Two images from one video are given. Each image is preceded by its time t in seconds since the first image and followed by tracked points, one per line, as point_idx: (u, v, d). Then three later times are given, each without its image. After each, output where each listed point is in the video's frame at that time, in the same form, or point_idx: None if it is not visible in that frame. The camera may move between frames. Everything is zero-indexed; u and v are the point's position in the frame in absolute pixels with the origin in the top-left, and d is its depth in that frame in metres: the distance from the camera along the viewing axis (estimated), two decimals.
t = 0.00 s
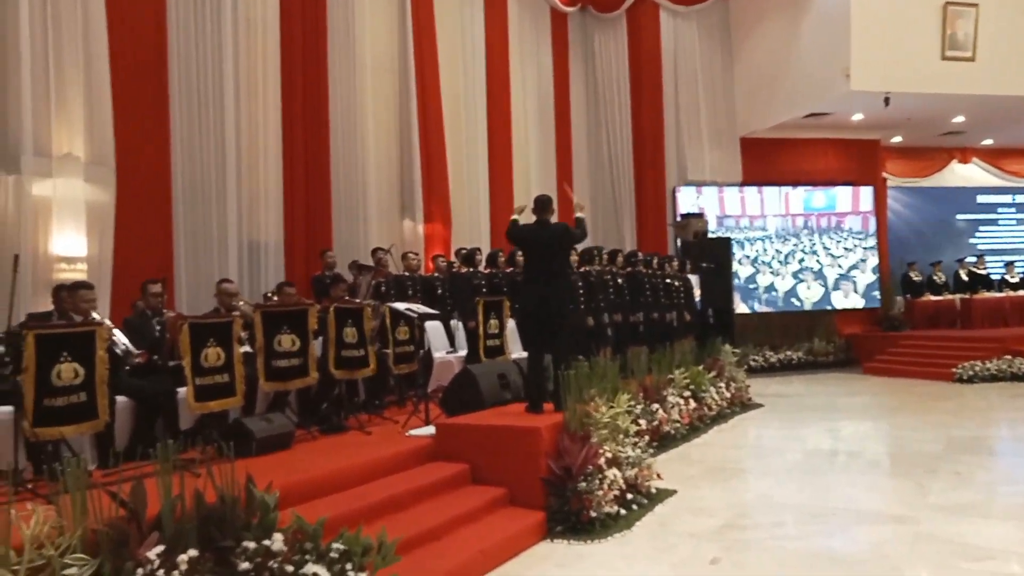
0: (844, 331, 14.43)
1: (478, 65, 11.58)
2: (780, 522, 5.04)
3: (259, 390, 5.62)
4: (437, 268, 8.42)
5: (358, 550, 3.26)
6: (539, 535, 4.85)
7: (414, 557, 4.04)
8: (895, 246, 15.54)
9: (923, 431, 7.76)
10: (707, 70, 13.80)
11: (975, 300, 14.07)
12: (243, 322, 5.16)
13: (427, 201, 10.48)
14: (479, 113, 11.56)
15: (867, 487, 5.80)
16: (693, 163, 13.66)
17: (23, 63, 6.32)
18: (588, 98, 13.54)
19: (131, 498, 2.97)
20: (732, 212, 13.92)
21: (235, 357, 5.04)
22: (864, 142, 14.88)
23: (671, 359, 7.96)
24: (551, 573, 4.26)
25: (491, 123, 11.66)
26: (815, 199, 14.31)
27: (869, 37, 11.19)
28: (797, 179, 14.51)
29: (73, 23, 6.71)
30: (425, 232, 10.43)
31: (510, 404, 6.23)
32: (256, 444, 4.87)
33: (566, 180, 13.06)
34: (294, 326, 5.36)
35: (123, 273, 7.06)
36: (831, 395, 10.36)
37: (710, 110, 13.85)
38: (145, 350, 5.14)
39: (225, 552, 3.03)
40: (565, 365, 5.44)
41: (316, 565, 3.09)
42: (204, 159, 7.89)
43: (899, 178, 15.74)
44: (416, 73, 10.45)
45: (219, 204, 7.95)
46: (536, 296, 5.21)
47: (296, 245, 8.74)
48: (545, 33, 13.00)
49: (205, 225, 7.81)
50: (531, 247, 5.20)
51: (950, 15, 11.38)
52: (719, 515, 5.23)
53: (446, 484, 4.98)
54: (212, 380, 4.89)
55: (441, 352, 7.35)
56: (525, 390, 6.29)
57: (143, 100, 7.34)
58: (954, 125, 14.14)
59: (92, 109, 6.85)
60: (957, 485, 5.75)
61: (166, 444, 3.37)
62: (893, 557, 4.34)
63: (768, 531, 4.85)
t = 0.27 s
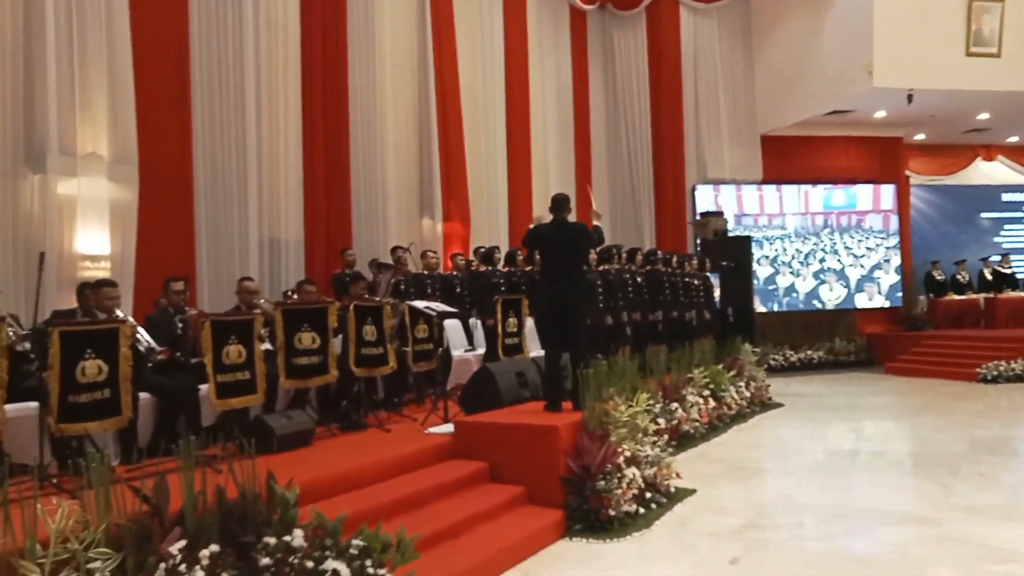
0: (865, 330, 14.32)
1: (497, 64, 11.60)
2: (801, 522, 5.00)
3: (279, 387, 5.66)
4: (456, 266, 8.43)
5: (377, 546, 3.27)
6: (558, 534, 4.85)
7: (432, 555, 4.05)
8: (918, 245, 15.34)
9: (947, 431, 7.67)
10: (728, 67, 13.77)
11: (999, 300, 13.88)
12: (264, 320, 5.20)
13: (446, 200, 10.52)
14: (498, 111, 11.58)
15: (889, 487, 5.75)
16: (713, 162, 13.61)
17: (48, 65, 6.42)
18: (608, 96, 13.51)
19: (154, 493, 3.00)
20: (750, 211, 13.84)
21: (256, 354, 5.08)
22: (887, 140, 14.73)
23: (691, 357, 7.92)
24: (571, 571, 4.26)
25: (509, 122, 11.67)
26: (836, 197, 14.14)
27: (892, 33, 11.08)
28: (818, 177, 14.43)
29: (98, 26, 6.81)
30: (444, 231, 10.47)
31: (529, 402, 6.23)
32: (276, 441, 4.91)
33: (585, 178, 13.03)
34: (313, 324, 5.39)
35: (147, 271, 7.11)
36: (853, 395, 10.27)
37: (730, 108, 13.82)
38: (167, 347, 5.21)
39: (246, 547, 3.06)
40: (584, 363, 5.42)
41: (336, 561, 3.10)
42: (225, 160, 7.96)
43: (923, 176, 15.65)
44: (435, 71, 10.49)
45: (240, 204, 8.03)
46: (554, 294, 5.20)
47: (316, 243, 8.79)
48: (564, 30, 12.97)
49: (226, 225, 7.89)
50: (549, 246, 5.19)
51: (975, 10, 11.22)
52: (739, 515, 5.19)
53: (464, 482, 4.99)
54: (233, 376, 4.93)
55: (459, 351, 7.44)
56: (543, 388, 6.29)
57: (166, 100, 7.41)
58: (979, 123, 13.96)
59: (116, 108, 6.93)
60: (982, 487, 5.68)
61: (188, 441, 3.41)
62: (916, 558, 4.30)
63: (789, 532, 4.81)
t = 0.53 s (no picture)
0: (889, 326, 14.09)
1: (518, 59, 11.58)
2: (825, 520, 4.95)
3: (301, 381, 5.71)
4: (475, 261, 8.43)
5: (399, 540, 3.28)
6: (578, 530, 4.84)
7: (453, 548, 4.06)
8: (942, 239, 15.16)
9: (973, 429, 7.56)
10: (750, 60, 13.77)
11: None
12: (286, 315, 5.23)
13: (466, 196, 10.57)
14: (519, 106, 11.57)
15: (914, 486, 5.68)
16: (735, 156, 13.60)
17: (73, 64, 6.48)
18: (628, 88, 13.34)
19: (179, 486, 3.03)
20: (769, 206, 13.80)
21: (279, 348, 5.12)
22: (912, 133, 14.53)
23: (711, 353, 7.87)
24: (591, 567, 4.25)
25: (529, 117, 11.67)
26: (857, 192, 14.00)
27: (918, 25, 10.92)
28: (841, 170, 14.31)
29: (122, 25, 6.87)
30: (464, 226, 10.53)
31: (549, 398, 6.23)
32: (299, 435, 4.95)
33: (606, 173, 13.00)
34: (335, 318, 5.41)
35: (171, 266, 7.18)
36: (877, 392, 10.15)
37: (752, 102, 13.78)
38: (192, 341, 5.26)
39: (269, 540, 3.08)
40: (603, 359, 5.39)
41: (358, 555, 3.11)
42: (247, 155, 8.02)
43: (949, 170, 15.35)
44: (455, 66, 10.50)
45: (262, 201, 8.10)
46: (573, 290, 5.18)
47: (337, 239, 8.84)
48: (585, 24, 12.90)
49: (248, 221, 7.96)
50: (568, 242, 5.17)
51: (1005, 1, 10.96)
52: (761, 513, 5.16)
53: (485, 477, 4.99)
54: (256, 371, 4.97)
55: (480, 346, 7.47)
56: (563, 383, 6.28)
57: (190, 98, 7.44)
58: (1007, 115, 13.74)
59: (139, 104, 6.99)
60: (1009, 486, 5.59)
61: (212, 434, 3.44)
62: (943, 557, 4.24)
63: (813, 530, 4.77)
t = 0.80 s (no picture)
0: (915, 328, 13.91)
1: (539, 59, 11.62)
2: (848, 523, 4.92)
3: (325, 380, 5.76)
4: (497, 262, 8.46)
5: (422, 539, 3.31)
6: (600, 530, 4.84)
7: (475, 548, 4.10)
8: (970, 240, 15.27)
9: (1000, 432, 7.45)
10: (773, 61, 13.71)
11: None
12: (311, 315, 5.30)
13: (488, 197, 10.63)
14: (540, 107, 11.60)
15: (940, 489, 5.62)
16: (757, 158, 13.58)
17: (102, 69, 6.58)
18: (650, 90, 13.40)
19: (206, 483, 3.08)
20: (788, 206, 13.59)
21: (304, 348, 5.19)
22: (938, 133, 14.35)
23: (733, 354, 7.83)
24: (613, 567, 4.26)
25: (551, 118, 11.71)
26: (879, 192, 13.77)
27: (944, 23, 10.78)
28: (865, 170, 14.16)
29: (150, 31, 6.98)
30: (486, 227, 10.60)
31: (570, 398, 6.24)
32: (323, 433, 5.00)
33: (628, 173, 13.04)
34: (359, 319, 5.46)
35: (198, 266, 7.27)
36: (902, 395, 10.03)
37: (775, 102, 13.73)
38: (218, 340, 5.31)
39: (293, 538, 3.10)
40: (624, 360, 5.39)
41: (382, 553, 3.13)
42: (272, 157, 8.11)
43: (975, 170, 14.98)
44: (477, 67, 10.55)
45: (287, 203, 8.20)
46: (594, 290, 5.18)
47: (360, 239, 8.91)
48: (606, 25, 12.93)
49: (274, 224, 8.07)
50: (589, 242, 5.16)
51: None
52: (784, 515, 5.13)
53: (506, 477, 5.01)
54: (281, 370, 5.04)
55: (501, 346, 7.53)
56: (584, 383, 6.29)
57: (215, 101, 7.53)
58: None
59: (167, 107, 7.09)
60: None
61: (237, 432, 3.48)
62: (969, 562, 4.20)
63: (836, 532, 4.74)
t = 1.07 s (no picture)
0: (945, 327, 13.70)
1: (562, 60, 11.65)
2: (877, 524, 4.86)
3: (351, 380, 5.79)
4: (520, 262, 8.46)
5: (447, 539, 3.32)
6: (625, 530, 4.83)
7: (501, 547, 4.10)
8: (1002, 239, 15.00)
9: None
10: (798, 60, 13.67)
11: None
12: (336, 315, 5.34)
13: (511, 197, 10.66)
14: (562, 108, 11.64)
15: (972, 490, 5.53)
16: (782, 154, 13.50)
17: (130, 74, 6.67)
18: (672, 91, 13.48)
19: (235, 482, 3.12)
20: (811, 205, 13.47)
21: (329, 348, 5.23)
22: (967, 129, 14.12)
23: (760, 354, 7.75)
24: (639, 567, 4.24)
25: (573, 119, 11.74)
26: (904, 189, 13.57)
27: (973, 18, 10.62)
28: (892, 168, 14.00)
29: (178, 34, 7.08)
30: (509, 228, 10.63)
31: (594, 398, 6.23)
32: (349, 432, 5.04)
33: (651, 173, 13.03)
34: (384, 319, 5.49)
35: (225, 267, 7.36)
36: (932, 395, 9.89)
37: (800, 100, 13.64)
38: (246, 340, 5.36)
39: (321, 537, 3.12)
40: (650, 360, 5.36)
41: (408, 552, 3.14)
42: (298, 159, 8.18)
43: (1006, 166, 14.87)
44: (500, 69, 10.61)
45: (312, 204, 8.26)
46: (619, 289, 5.17)
47: (385, 240, 8.96)
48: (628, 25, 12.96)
49: (299, 225, 8.13)
50: (614, 241, 5.14)
51: None
52: (812, 516, 5.08)
53: (531, 477, 5.02)
54: (308, 370, 5.08)
55: (525, 346, 7.54)
56: (609, 383, 6.28)
57: (241, 104, 7.62)
58: None
59: (195, 110, 7.17)
60: None
61: (265, 431, 3.51)
62: (1002, 564, 4.13)
63: (864, 533, 4.69)
